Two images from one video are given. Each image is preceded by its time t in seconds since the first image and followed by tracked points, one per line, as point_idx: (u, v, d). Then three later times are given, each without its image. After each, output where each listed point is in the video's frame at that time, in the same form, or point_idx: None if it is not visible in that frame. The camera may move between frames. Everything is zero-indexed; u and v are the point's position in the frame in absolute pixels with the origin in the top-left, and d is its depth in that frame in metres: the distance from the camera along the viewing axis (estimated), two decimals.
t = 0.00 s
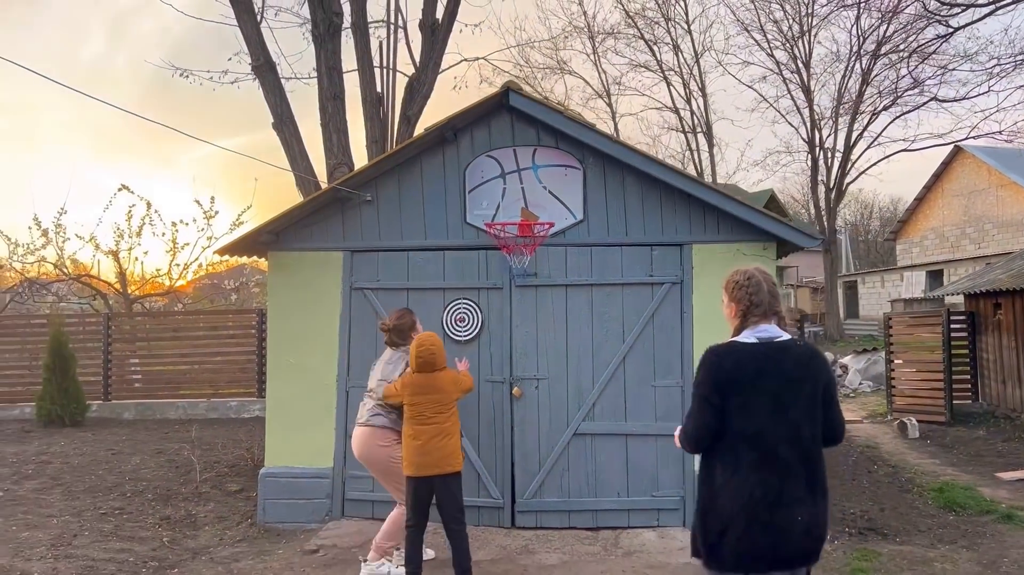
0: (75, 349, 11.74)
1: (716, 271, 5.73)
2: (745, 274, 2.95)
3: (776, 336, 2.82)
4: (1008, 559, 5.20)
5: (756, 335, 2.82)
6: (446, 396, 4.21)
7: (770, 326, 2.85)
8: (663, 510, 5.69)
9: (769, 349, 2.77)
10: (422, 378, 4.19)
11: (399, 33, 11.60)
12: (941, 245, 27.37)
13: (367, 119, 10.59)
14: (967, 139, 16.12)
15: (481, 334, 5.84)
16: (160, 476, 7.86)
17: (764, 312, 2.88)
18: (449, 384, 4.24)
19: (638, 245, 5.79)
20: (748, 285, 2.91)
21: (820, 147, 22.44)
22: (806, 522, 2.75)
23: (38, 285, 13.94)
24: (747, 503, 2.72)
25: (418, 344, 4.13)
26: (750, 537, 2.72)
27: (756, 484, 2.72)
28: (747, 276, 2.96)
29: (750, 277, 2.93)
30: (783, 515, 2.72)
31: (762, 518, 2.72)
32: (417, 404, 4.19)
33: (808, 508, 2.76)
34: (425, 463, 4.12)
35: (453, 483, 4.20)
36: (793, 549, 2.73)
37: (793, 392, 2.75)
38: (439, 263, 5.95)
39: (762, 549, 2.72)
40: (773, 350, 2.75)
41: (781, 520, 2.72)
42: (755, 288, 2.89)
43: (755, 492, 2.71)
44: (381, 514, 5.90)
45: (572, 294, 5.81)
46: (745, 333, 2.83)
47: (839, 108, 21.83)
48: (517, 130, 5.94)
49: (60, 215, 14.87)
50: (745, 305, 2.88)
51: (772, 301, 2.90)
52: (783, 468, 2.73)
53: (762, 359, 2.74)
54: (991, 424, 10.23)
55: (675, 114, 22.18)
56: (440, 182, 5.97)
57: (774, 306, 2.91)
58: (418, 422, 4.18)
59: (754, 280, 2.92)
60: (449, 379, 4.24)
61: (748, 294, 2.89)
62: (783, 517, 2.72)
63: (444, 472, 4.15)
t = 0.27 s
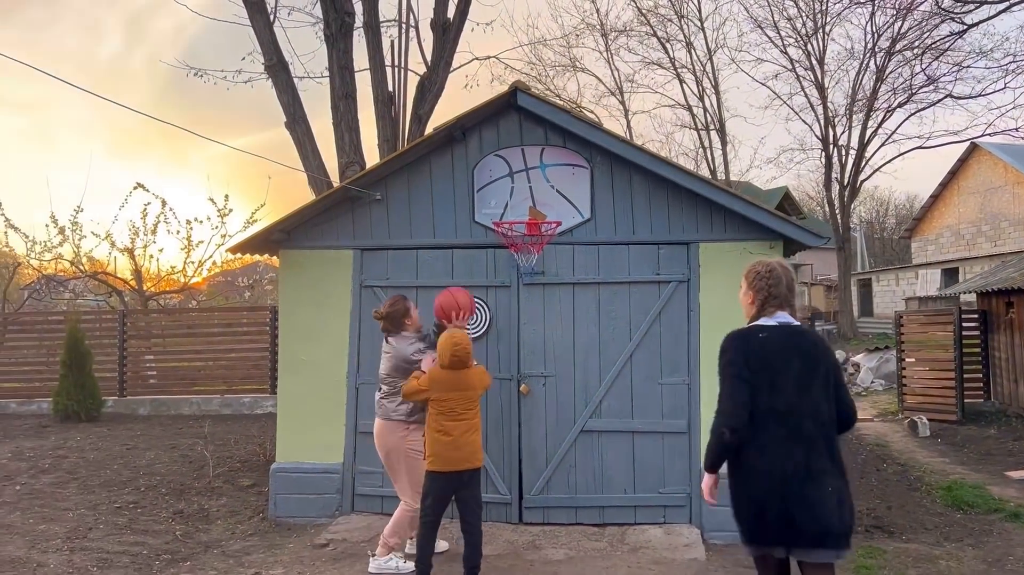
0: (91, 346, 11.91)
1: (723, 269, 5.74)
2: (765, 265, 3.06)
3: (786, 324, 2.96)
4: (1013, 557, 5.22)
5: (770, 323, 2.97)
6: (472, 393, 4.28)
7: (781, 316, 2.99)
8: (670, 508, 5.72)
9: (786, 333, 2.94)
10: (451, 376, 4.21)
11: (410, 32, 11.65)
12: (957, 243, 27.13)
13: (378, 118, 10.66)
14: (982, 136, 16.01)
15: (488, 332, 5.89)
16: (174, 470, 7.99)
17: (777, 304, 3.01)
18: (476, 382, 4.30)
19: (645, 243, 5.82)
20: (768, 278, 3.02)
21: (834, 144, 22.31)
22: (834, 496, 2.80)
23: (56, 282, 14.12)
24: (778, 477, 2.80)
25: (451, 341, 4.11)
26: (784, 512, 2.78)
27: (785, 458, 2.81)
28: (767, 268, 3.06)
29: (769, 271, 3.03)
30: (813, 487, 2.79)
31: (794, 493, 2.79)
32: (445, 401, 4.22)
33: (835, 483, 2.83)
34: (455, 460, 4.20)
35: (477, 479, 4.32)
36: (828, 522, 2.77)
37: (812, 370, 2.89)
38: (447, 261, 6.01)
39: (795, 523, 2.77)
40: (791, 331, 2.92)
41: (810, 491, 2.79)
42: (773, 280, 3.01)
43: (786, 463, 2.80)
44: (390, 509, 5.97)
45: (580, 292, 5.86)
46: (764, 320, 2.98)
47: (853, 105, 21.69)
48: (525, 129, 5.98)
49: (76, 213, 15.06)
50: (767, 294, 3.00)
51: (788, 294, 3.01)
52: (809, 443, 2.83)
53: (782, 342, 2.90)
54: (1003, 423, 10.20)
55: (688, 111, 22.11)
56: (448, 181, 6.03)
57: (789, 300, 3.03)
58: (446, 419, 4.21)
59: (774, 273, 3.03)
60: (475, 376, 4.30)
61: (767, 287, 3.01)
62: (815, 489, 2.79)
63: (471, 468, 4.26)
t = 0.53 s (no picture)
0: (101, 342, 11.98)
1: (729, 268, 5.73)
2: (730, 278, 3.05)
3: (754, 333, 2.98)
4: (1020, 557, 5.19)
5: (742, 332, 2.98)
6: (477, 392, 4.30)
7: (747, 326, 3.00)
8: (675, 506, 5.72)
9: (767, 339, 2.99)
10: (454, 377, 4.21)
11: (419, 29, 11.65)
12: (969, 241, 26.93)
13: (386, 115, 10.67)
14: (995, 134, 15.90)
15: (494, 329, 5.90)
16: (182, 466, 8.03)
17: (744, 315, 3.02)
18: (480, 381, 4.31)
19: (652, 242, 5.82)
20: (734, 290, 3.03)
21: (844, 142, 22.17)
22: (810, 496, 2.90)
23: (66, 278, 14.20)
24: (765, 479, 2.84)
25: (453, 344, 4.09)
26: (771, 514, 2.81)
27: (773, 460, 2.85)
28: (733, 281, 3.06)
29: (736, 284, 3.03)
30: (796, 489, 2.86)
31: (778, 492, 2.84)
32: (449, 402, 4.23)
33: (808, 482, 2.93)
34: (457, 459, 4.20)
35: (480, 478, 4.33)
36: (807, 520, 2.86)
37: (784, 373, 2.96)
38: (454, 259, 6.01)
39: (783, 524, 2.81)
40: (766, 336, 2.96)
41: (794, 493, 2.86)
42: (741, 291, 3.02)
43: (775, 465, 2.85)
44: (396, 506, 5.99)
45: (586, 290, 5.86)
46: (736, 330, 2.97)
47: (864, 102, 21.54)
48: (532, 127, 5.98)
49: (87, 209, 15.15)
50: (742, 304, 3.00)
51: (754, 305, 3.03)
52: (790, 445, 2.90)
53: (763, 346, 2.93)
54: (1013, 423, 10.14)
55: (697, 108, 22.01)
56: (455, 179, 6.03)
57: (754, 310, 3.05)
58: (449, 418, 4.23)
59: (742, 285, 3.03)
60: (479, 375, 4.31)
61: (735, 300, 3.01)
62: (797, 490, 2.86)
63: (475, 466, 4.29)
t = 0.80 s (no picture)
0: (107, 340, 12.01)
1: (735, 266, 5.70)
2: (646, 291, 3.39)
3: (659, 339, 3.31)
4: None
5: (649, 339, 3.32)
6: (475, 391, 4.25)
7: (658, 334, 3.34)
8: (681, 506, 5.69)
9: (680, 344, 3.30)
10: (449, 377, 4.20)
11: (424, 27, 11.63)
12: (977, 241, 26.78)
13: (392, 114, 10.66)
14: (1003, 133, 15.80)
15: (499, 328, 5.89)
16: (187, 465, 8.05)
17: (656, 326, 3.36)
18: (478, 381, 4.26)
19: (657, 241, 5.79)
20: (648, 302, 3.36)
21: (851, 140, 22.06)
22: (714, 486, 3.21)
23: (72, 276, 14.25)
24: (672, 470, 3.13)
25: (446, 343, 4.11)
26: (672, 502, 3.12)
27: (680, 453, 3.15)
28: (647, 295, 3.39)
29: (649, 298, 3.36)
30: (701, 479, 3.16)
31: (682, 481, 3.14)
32: (444, 401, 4.21)
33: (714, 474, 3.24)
34: (454, 458, 4.19)
35: (482, 477, 4.30)
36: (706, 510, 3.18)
37: (692, 373, 3.26)
38: (459, 258, 6.00)
39: (685, 510, 3.13)
40: (672, 340, 3.29)
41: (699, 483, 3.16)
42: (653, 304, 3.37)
43: (684, 457, 3.15)
44: (401, 505, 5.98)
45: (591, 290, 5.84)
46: (645, 336, 3.34)
47: (871, 101, 21.44)
48: (537, 125, 5.97)
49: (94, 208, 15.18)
50: (647, 312, 3.34)
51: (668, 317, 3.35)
52: (696, 440, 3.19)
53: (667, 348, 3.27)
54: (1020, 423, 10.10)
55: (703, 106, 21.92)
56: (460, 178, 6.02)
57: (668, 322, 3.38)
58: (446, 417, 4.22)
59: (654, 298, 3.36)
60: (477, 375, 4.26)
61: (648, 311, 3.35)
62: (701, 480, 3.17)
63: (474, 467, 4.24)
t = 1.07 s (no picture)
0: (112, 338, 12.03)
1: (742, 265, 5.68)
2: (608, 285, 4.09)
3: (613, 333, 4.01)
4: None
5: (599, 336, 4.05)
6: (506, 396, 4.30)
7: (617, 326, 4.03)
8: (688, 505, 5.67)
9: (625, 339, 3.96)
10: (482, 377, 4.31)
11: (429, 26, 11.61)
12: (984, 239, 26.66)
13: (397, 112, 10.65)
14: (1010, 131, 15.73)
15: (506, 326, 5.88)
16: (193, 463, 8.06)
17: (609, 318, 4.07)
18: (511, 385, 4.32)
19: (664, 239, 5.77)
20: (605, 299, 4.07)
21: (857, 138, 21.99)
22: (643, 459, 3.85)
23: (78, 275, 14.27)
24: (601, 442, 3.85)
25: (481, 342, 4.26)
26: (596, 465, 3.85)
27: (609, 429, 3.84)
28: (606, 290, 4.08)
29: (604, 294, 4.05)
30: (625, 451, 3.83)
31: (608, 449, 3.83)
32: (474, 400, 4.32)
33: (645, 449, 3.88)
34: (483, 458, 4.24)
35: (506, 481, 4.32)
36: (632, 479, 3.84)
37: (634, 364, 3.91)
38: (464, 256, 5.99)
39: (610, 474, 3.85)
40: (620, 334, 3.97)
41: (625, 454, 3.82)
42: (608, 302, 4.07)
43: (612, 433, 3.83)
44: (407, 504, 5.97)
45: (597, 288, 5.82)
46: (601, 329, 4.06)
47: (876, 99, 21.36)
48: (543, 123, 5.95)
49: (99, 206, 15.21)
50: (605, 308, 4.06)
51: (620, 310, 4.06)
52: (626, 419, 3.84)
53: (612, 340, 3.96)
54: None
55: (708, 105, 21.86)
56: (466, 176, 6.01)
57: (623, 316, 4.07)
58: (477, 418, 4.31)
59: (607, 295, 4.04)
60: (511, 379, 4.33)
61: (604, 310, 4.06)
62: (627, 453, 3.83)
63: (498, 469, 4.27)
